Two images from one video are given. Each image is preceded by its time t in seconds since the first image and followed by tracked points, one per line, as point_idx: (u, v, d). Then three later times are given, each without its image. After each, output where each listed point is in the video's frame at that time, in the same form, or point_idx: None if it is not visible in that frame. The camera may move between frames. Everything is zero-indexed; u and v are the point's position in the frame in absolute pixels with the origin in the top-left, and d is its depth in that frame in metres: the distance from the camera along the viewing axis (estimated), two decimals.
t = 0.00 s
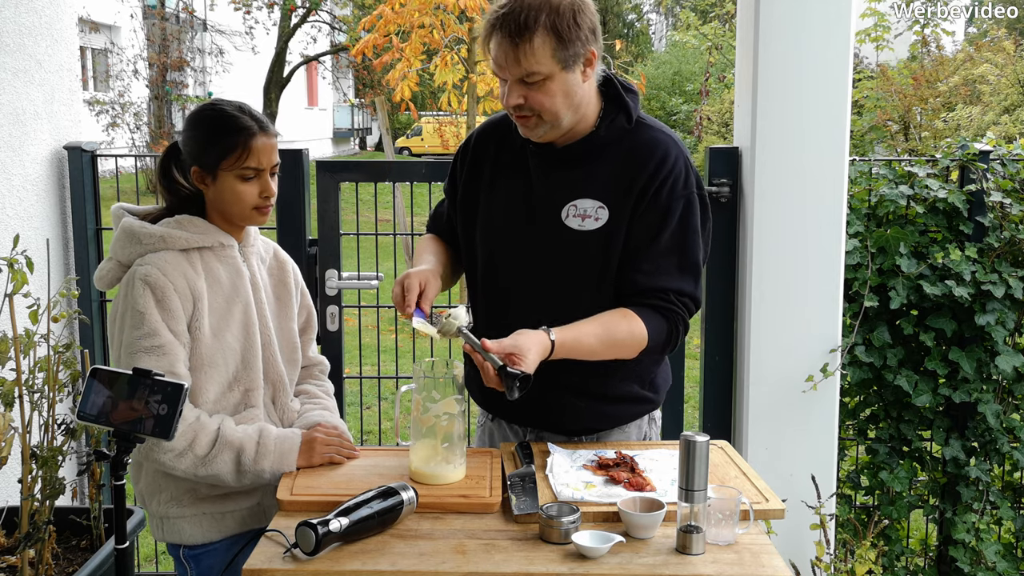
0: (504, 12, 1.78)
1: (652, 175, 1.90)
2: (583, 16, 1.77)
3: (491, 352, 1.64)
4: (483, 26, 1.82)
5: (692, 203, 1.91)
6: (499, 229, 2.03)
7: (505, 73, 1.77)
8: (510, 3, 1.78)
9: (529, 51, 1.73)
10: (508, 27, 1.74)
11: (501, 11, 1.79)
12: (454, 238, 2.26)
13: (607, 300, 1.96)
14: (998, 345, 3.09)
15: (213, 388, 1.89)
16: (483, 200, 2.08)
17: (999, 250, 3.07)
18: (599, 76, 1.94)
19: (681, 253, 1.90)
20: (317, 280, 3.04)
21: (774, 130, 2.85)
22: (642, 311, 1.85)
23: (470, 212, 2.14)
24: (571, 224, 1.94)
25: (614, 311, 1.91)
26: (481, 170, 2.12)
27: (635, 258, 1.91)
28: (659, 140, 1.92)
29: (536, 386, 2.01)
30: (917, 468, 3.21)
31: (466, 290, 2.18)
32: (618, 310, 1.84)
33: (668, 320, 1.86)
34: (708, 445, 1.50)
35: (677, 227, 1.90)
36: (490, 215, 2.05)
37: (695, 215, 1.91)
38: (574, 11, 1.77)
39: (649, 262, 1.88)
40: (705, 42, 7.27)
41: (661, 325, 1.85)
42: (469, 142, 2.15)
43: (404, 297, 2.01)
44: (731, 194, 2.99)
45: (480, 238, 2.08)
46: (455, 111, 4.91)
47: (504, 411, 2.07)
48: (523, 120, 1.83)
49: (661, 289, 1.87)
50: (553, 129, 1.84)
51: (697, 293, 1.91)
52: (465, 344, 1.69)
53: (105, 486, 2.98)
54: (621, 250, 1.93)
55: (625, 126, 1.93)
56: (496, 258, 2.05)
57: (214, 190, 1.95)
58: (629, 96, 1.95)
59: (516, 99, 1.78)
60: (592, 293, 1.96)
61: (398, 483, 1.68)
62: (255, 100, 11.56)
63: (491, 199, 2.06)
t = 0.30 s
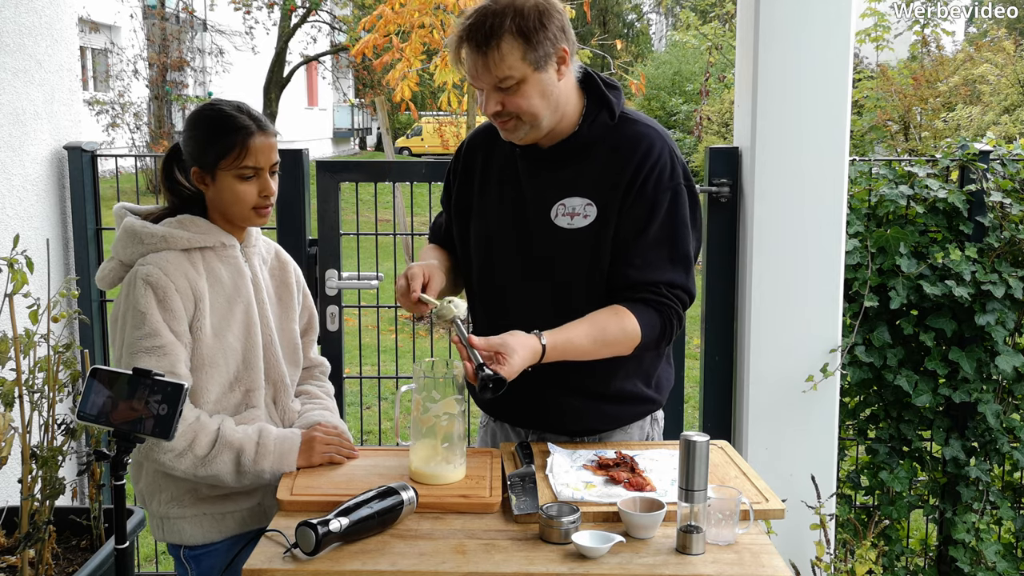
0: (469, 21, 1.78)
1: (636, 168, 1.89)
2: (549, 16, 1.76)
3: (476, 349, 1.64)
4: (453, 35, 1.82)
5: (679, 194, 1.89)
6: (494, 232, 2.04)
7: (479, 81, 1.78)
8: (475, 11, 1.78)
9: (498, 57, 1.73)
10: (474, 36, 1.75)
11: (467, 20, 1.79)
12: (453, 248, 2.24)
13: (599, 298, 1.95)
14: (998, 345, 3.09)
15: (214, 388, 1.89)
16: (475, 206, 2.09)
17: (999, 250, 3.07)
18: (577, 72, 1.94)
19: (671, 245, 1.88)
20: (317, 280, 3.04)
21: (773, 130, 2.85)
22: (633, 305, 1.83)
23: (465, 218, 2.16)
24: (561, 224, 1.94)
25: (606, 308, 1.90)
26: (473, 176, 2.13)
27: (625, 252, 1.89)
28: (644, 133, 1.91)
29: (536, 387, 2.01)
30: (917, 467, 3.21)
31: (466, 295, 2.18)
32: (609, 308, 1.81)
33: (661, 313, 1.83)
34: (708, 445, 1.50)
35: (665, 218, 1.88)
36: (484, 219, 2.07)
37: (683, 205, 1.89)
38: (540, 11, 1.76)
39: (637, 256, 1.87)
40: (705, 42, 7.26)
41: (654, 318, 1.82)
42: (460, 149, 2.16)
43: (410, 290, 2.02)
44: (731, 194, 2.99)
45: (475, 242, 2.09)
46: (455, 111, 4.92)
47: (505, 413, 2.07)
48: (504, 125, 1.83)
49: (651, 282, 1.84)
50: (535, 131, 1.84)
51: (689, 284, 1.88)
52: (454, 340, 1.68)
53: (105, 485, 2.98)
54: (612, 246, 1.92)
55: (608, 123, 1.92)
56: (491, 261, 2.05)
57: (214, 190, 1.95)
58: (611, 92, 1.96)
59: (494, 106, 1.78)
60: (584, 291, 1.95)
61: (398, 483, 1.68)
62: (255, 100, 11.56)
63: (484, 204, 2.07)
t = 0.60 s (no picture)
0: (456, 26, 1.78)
1: (629, 167, 1.88)
2: (536, 18, 1.76)
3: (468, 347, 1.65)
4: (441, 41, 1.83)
5: (673, 193, 1.88)
6: (490, 233, 2.05)
7: (470, 86, 1.78)
8: (462, 16, 1.78)
9: (486, 62, 1.73)
10: (462, 42, 1.75)
11: (454, 26, 1.79)
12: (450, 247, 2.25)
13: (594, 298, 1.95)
14: (998, 345, 3.09)
15: (216, 388, 1.89)
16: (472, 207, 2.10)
17: (999, 250, 3.07)
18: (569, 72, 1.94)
19: (664, 243, 1.87)
20: (317, 280, 3.04)
21: (773, 130, 2.85)
22: (627, 303, 1.82)
23: (462, 219, 2.16)
24: (556, 223, 1.94)
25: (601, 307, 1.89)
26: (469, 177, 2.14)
27: (619, 251, 1.89)
28: (638, 132, 1.90)
29: (535, 388, 2.01)
30: (917, 467, 3.21)
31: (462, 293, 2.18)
32: (604, 305, 1.80)
33: (655, 312, 1.82)
34: (708, 445, 1.50)
35: (658, 217, 1.87)
36: (480, 219, 2.07)
37: (677, 204, 1.88)
38: (526, 13, 1.76)
39: (631, 254, 1.86)
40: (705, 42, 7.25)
41: (648, 317, 1.81)
42: (457, 150, 2.17)
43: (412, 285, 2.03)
44: (731, 194, 2.99)
45: (472, 243, 2.09)
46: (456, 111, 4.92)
47: (503, 414, 2.07)
48: (497, 129, 1.83)
49: (645, 280, 1.84)
50: (529, 132, 1.84)
51: (683, 283, 1.88)
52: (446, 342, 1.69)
53: (105, 485, 2.98)
54: (606, 245, 1.91)
55: (602, 122, 1.91)
56: (486, 261, 2.06)
57: (215, 190, 1.95)
58: (605, 92, 1.95)
59: (486, 110, 1.79)
60: (579, 290, 1.95)
61: (398, 483, 1.68)
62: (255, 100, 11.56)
63: (480, 205, 2.07)
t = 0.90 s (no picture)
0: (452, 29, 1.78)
1: (629, 167, 1.88)
2: (531, 19, 1.76)
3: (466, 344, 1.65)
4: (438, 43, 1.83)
5: (671, 193, 1.88)
6: (489, 232, 2.05)
7: (468, 89, 1.78)
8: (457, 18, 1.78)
9: (483, 65, 1.73)
10: (458, 45, 1.75)
11: (451, 29, 1.79)
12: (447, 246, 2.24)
13: (593, 298, 1.95)
14: (998, 345, 3.09)
15: (216, 387, 1.89)
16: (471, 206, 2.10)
17: (999, 250, 3.07)
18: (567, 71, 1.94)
19: (663, 243, 1.86)
20: (317, 280, 3.04)
21: (773, 130, 2.85)
22: (624, 303, 1.81)
23: (461, 218, 2.16)
24: (555, 223, 1.94)
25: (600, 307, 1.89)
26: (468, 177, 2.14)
27: (617, 251, 1.89)
28: (637, 132, 1.90)
29: (534, 387, 2.01)
30: (917, 467, 3.21)
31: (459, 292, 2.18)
32: (602, 305, 1.80)
33: (652, 311, 1.81)
34: (708, 445, 1.50)
35: (656, 217, 1.87)
36: (479, 219, 2.07)
37: (675, 204, 1.88)
38: (521, 14, 1.75)
39: (629, 254, 1.86)
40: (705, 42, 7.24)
41: (646, 317, 1.80)
42: (457, 150, 2.17)
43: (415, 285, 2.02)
44: (731, 194, 2.99)
45: (471, 242, 2.09)
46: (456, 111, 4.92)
47: (502, 414, 2.07)
48: (497, 131, 1.84)
49: (643, 280, 1.83)
50: (528, 133, 1.85)
51: (681, 283, 1.87)
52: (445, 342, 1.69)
53: (105, 485, 2.98)
54: (605, 245, 1.91)
55: (602, 122, 1.92)
56: (485, 261, 2.06)
57: (216, 189, 1.95)
58: (604, 92, 1.94)
59: (485, 113, 1.79)
60: (578, 290, 1.95)
61: (398, 483, 1.68)
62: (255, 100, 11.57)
63: (479, 206, 2.07)
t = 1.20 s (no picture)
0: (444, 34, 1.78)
1: (627, 168, 1.88)
2: (522, 21, 1.75)
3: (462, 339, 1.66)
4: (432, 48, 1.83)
5: (670, 193, 1.87)
6: (488, 232, 2.05)
7: (463, 94, 1.79)
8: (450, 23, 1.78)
9: (476, 70, 1.73)
10: (450, 50, 1.75)
11: (443, 34, 1.79)
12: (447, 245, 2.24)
13: (592, 298, 1.95)
14: (998, 345, 3.09)
15: (217, 387, 1.89)
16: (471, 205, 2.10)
17: (999, 250, 3.07)
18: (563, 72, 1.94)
19: (661, 243, 1.86)
20: (317, 280, 3.04)
21: (773, 130, 2.85)
22: (623, 303, 1.81)
23: (461, 217, 2.16)
24: (554, 223, 1.94)
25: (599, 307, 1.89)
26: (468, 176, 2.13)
27: (616, 251, 1.89)
28: (636, 132, 1.90)
29: (533, 387, 2.01)
30: (917, 467, 3.21)
31: (458, 290, 2.18)
32: (601, 305, 1.80)
33: (651, 311, 1.82)
34: (708, 445, 1.50)
35: (655, 218, 1.87)
36: (478, 218, 2.07)
37: (674, 204, 1.88)
38: (512, 17, 1.75)
39: (628, 254, 1.86)
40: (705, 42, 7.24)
41: (645, 317, 1.80)
42: (457, 148, 2.17)
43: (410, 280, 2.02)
44: (731, 194, 2.99)
45: (470, 241, 2.10)
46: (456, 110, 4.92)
47: (502, 413, 2.07)
48: (495, 133, 1.84)
49: (641, 280, 1.83)
50: (527, 134, 1.85)
51: (680, 283, 1.87)
52: (441, 338, 1.69)
53: (105, 485, 2.98)
54: (604, 245, 1.91)
55: (600, 123, 1.92)
56: (485, 260, 2.06)
57: (215, 189, 1.95)
58: (603, 92, 1.94)
59: (481, 117, 1.79)
60: (576, 290, 1.96)
61: (398, 483, 1.68)
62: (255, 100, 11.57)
63: (479, 205, 2.07)
